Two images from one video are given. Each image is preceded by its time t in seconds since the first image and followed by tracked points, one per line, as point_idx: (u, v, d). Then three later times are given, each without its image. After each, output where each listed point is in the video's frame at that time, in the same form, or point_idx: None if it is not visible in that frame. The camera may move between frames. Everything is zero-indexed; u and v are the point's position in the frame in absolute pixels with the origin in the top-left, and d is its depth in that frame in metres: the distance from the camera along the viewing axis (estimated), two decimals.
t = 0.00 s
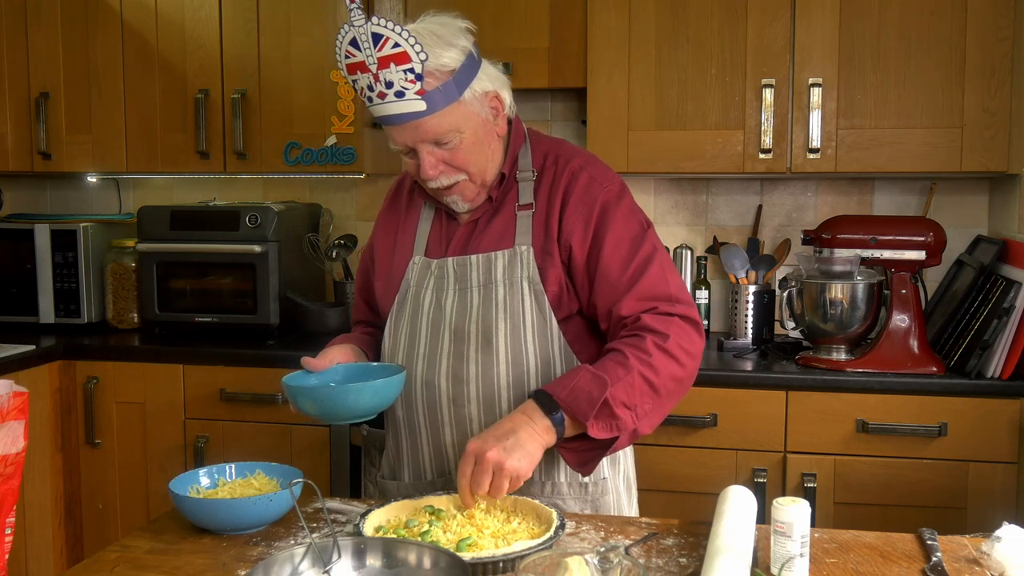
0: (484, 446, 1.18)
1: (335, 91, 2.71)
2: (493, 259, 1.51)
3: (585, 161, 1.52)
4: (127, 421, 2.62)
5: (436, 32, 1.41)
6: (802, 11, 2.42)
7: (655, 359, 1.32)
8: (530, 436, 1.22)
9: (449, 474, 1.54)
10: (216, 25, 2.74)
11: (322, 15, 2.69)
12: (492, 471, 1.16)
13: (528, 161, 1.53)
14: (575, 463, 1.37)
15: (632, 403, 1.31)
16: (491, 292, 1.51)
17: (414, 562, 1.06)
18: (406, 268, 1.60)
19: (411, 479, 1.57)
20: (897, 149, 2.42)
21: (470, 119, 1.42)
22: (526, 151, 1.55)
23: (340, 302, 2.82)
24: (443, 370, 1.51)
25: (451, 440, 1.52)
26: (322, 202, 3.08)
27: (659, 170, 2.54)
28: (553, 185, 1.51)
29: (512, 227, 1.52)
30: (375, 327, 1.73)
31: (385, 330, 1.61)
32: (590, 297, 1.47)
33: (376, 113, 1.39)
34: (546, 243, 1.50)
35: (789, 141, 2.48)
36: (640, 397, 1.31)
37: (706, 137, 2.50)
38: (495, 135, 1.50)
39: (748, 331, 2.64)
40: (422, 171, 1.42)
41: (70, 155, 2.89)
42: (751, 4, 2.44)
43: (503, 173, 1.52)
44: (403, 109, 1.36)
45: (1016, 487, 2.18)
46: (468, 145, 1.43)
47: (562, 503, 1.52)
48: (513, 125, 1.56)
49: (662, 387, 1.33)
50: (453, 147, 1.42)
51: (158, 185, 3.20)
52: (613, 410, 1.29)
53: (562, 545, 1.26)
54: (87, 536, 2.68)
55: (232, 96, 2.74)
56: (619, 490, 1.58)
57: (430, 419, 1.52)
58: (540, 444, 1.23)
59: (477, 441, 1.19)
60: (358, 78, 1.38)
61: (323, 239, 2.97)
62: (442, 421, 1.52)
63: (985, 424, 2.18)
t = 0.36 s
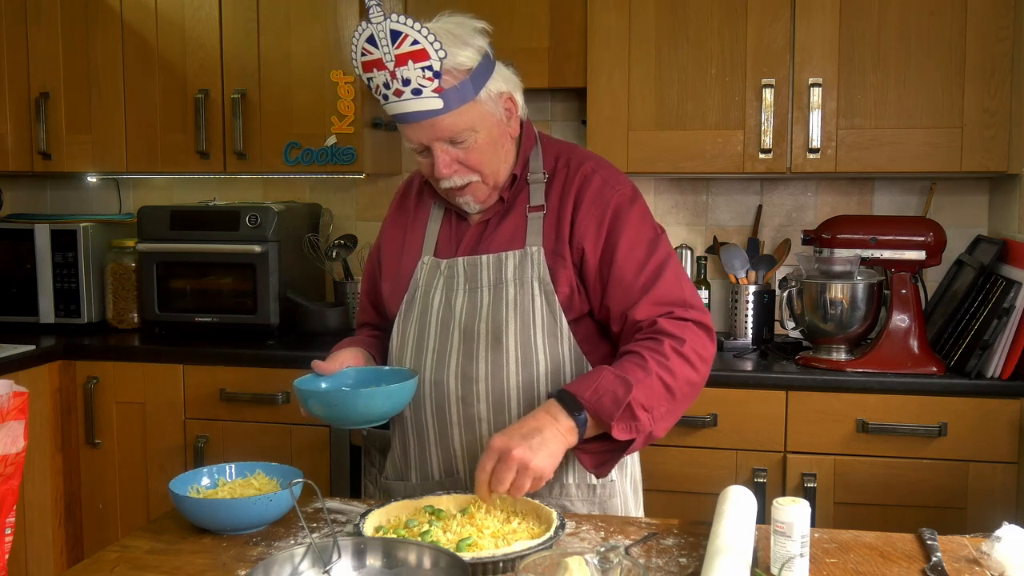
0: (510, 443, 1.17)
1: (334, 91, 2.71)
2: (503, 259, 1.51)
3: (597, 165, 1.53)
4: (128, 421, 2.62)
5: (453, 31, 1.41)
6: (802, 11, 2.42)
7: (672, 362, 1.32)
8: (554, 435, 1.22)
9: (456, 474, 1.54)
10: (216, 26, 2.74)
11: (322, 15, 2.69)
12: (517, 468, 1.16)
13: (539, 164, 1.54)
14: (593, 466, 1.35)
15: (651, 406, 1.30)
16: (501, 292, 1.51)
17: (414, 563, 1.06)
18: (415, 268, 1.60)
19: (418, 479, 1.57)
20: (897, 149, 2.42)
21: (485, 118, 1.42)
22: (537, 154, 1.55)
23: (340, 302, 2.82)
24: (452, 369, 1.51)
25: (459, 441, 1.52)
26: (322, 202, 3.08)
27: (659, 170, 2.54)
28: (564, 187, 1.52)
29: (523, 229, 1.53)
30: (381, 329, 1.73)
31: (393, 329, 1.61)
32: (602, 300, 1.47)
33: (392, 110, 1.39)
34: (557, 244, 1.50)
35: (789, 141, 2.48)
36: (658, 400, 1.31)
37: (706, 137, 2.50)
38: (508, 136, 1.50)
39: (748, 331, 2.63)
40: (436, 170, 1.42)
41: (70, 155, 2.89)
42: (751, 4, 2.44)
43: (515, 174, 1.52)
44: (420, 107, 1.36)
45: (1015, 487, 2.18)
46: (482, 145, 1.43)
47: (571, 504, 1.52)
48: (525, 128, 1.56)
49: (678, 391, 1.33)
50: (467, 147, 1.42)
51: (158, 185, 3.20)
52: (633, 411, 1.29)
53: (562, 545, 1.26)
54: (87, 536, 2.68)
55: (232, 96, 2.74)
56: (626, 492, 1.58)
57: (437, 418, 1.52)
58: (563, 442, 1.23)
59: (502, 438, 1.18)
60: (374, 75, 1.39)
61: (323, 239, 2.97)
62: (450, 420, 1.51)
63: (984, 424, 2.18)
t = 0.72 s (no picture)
0: (496, 448, 1.19)
1: (334, 90, 2.71)
2: (503, 257, 1.50)
3: (592, 160, 1.52)
4: (128, 421, 2.62)
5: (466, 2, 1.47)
6: (802, 11, 2.42)
7: (664, 356, 1.32)
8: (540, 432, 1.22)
9: (461, 474, 1.54)
10: (216, 25, 2.74)
11: (322, 15, 2.69)
12: (508, 471, 1.18)
13: (535, 160, 1.54)
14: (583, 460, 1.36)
15: (641, 399, 1.30)
16: (501, 291, 1.50)
17: (414, 563, 1.06)
18: (411, 267, 1.60)
19: (420, 480, 1.57)
20: (897, 149, 2.42)
21: (492, 80, 1.45)
22: (532, 150, 1.55)
23: (340, 302, 2.82)
24: (453, 369, 1.51)
25: (462, 440, 1.52)
26: (322, 202, 3.08)
27: (659, 170, 2.54)
28: (561, 183, 1.52)
29: (520, 226, 1.52)
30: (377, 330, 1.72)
31: (391, 329, 1.60)
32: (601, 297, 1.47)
33: (404, 63, 1.41)
34: (555, 240, 1.50)
35: (789, 141, 2.48)
36: (648, 394, 1.31)
37: (706, 137, 2.50)
38: (510, 116, 1.53)
39: (748, 331, 2.63)
40: (444, 124, 1.41)
41: (70, 155, 2.89)
42: (751, 4, 2.44)
43: (510, 170, 1.53)
44: (435, 53, 1.39)
45: (1015, 487, 2.18)
46: (490, 104, 1.45)
47: (574, 503, 1.52)
48: (519, 124, 1.58)
49: (670, 384, 1.33)
50: (475, 104, 1.43)
51: (158, 185, 3.20)
52: (621, 405, 1.29)
53: (562, 545, 1.26)
54: (87, 536, 2.69)
55: (232, 96, 2.74)
56: (627, 490, 1.58)
57: (440, 418, 1.52)
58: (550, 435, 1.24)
59: (490, 444, 1.20)
60: (388, 31, 1.41)
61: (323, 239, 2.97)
62: (453, 420, 1.52)
63: (984, 424, 2.18)
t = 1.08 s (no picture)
0: (516, 447, 1.15)
1: (334, 91, 2.71)
2: (498, 259, 1.50)
3: (585, 159, 1.53)
4: (128, 421, 2.62)
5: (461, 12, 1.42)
6: (802, 11, 2.42)
7: (672, 348, 1.32)
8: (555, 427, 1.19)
9: (461, 477, 1.54)
10: (216, 26, 2.74)
11: (322, 15, 2.69)
12: (528, 470, 1.13)
13: (527, 159, 1.54)
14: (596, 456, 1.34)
15: (652, 391, 1.29)
16: (498, 292, 1.51)
17: (414, 563, 1.06)
18: (405, 270, 1.59)
19: (421, 483, 1.57)
20: (897, 149, 2.42)
21: (489, 103, 1.43)
22: (524, 151, 1.55)
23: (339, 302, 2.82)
24: (452, 372, 1.51)
25: (462, 443, 1.52)
26: (322, 202, 3.08)
27: (659, 170, 2.54)
28: (555, 183, 1.52)
29: (515, 227, 1.53)
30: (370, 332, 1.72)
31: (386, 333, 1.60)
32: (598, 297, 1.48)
33: (399, 87, 1.37)
34: (551, 242, 1.50)
35: (789, 141, 2.48)
36: (659, 386, 1.30)
37: (706, 137, 2.50)
38: (505, 127, 1.51)
39: (748, 331, 2.63)
40: (440, 152, 1.40)
41: (70, 155, 2.89)
42: (751, 4, 2.44)
43: (505, 172, 1.53)
44: (433, 84, 1.36)
45: (1015, 487, 2.18)
46: (486, 129, 1.43)
47: (575, 503, 1.52)
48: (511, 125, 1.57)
49: (679, 376, 1.32)
50: (472, 129, 1.41)
51: (158, 185, 3.20)
52: (635, 396, 1.27)
53: (562, 545, 1.26)
54: (87, 536, 2.69)
55: (232, 96, 2.74)
56: (627, 488, 1.58)
57: (440, 422, 1.52)
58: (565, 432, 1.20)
59: (507, 442, 1.16)
60: (383, 51, 1.38)
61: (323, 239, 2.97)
62: (453, 424, 1.52)
63: (984, 424, 2.18)
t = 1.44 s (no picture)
0: (501, 472, 1.15)
1: (334, 91, 2.71)
2: (499, 260, 1.50)
3: (585, 159, 1.53)
4: (128, 421, 2.62)
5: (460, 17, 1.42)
6: (802, 10, 2.42)
7: (658, 357, 1.31)
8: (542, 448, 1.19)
9: (460, 479, 1.54)
10: (216, 26, 2.74)
11: (322, 15, 2.69)
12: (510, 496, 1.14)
13: (528, 159, 1.54)
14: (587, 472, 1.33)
15: (639, 403, 1.29)
16: (497, 294, 1.50)
17: (414, 562, 1.06)
18: (406, 270, 1.59)
19: (420, 483, 1.58)
20: (897, 149, 2.42)
21: (488, 108, 1.43)
22: (525, 150, 1.55)
23: (339, 302, 2.82)
24: (451, 374, 1.51)
25: (462, 445, 1.52)
26: (321, 202, 3.08)
27: (659, 170, 2.54)
28: (555, 184, 1.52)
29: (515, 228, 1.53)
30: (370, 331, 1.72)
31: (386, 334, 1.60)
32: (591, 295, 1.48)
33: (396, 93, 1.37)
34: (551, 243, 1.50)
35: (789, 141, 2.48)
36: (646, 396, 1.30)
37: (706, 137, 2.50)
38: (504, 130, 1.51)
39: (747, 331, 2.63)
40: (436, 158, 1.41)
41: (70, 155, 2.89)
42: (751, 4, 2.44)
43: (506, 173, 1.52)
44: (430, 91, 1.35)
45: (1015, 486, 2.18)
46: (484, 135, 1.43)
47: (574, 505, 1.52)
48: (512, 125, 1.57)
49: (666, 384, 1.32)
50: (470, 136, 1.42)
51: (158, 185, 3.20)
52: (623, 411, 1.27)
53: (562, 545, 1.26)
54: (87, 536, 2.69)
55: (232, 96, 2.74)
56: (627, 489, 1.58)
57: (439, 423, 1.52)
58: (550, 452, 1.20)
59: (493, 465, 1.15)
60: (380, 56, 1.37)
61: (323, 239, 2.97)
62: (453, 426, 1.52)
63: (984, 424, 2.18)
